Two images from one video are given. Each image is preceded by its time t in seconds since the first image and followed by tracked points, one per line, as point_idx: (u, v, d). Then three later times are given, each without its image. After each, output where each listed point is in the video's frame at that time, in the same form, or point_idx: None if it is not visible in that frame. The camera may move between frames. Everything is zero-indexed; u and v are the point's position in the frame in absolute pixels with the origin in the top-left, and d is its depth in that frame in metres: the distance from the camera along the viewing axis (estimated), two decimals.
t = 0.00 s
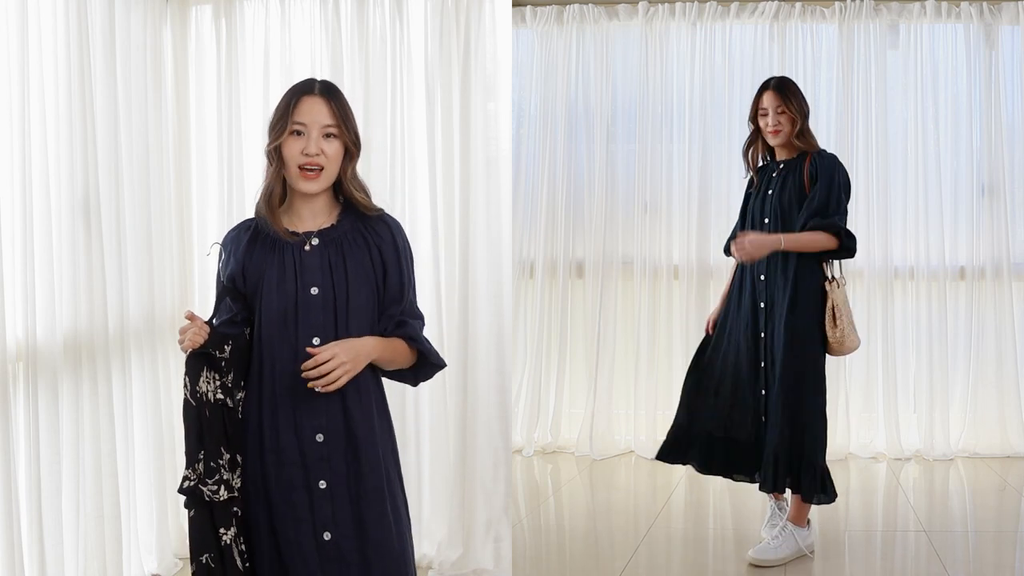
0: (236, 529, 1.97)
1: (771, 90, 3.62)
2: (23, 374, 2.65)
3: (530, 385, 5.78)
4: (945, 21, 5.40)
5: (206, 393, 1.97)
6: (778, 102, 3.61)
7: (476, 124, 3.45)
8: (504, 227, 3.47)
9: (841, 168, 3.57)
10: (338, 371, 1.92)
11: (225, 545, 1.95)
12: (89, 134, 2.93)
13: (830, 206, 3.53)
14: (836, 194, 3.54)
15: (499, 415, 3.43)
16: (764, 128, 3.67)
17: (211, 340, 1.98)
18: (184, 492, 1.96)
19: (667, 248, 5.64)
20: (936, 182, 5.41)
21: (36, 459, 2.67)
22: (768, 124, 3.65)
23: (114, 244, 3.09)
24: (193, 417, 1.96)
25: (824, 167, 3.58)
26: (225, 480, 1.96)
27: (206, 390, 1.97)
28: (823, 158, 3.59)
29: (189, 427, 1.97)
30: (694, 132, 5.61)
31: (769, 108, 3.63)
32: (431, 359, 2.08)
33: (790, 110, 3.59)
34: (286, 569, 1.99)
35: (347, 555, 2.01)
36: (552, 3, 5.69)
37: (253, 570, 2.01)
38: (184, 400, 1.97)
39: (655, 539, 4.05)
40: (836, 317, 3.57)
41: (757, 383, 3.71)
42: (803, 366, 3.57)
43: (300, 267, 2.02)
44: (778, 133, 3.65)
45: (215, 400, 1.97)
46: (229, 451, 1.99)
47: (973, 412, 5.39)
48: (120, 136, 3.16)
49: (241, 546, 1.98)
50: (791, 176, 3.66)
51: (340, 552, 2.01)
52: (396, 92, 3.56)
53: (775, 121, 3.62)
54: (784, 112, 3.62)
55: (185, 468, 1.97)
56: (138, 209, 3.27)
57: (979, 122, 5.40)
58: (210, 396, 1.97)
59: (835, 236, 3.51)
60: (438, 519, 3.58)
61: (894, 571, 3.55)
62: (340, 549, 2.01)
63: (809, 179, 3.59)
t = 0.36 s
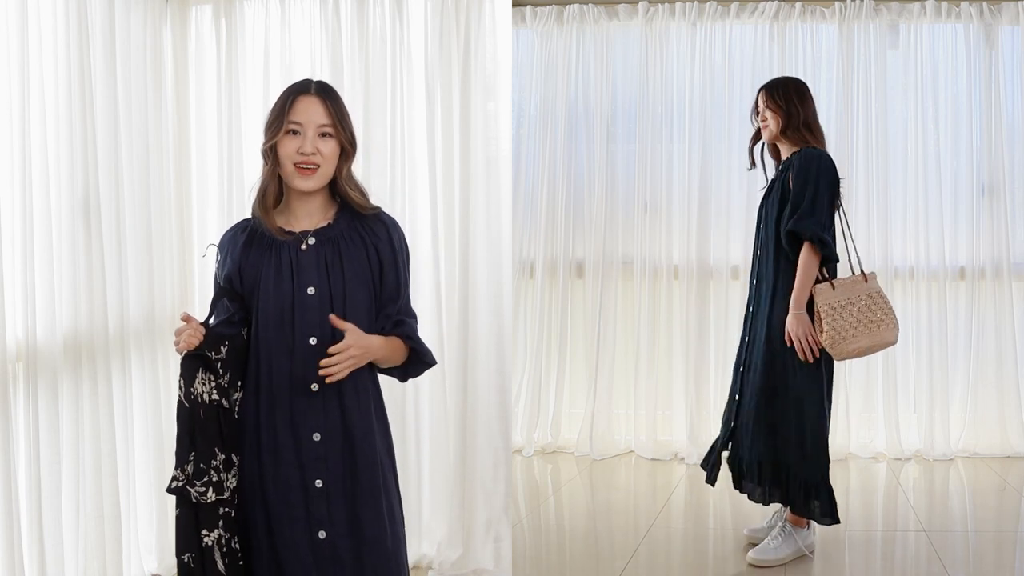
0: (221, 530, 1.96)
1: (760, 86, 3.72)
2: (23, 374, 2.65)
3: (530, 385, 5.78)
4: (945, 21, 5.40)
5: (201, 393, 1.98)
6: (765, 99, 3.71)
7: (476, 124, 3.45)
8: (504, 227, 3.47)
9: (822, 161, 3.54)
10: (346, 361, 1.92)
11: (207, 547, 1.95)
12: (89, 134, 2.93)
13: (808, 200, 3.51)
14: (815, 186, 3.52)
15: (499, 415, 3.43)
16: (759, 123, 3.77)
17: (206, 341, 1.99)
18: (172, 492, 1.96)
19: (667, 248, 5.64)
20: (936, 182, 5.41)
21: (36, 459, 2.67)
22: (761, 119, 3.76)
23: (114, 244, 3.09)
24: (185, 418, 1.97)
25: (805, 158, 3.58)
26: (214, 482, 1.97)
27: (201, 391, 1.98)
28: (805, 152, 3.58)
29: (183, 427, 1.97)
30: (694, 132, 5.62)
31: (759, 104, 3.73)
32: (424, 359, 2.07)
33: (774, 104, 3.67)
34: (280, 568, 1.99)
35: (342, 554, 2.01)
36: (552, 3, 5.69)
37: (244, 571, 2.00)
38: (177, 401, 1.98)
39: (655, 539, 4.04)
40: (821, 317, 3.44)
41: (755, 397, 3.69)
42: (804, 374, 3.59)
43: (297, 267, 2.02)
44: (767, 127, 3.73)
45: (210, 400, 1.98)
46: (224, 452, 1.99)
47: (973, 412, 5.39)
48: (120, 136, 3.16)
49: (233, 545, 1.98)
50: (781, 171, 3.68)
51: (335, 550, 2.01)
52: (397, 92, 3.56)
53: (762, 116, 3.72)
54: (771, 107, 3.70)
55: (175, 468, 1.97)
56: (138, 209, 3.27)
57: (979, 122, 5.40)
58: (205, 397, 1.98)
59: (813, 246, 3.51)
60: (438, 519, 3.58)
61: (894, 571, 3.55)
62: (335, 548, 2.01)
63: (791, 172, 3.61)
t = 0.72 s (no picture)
0: (205, 524, 1.95)
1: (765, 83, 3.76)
2: (23, 374, 2.65)
3: (530, 385, 5.79)
4: (945, 21, 5.40)
5: (203, 388, 1.97)
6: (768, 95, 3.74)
7: (476, 124, 3.45)
8: (504, 227, 3.47)
9: (804, 159, 3.56)
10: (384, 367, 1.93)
11: (188, 539, 1.94)
12: (89, 134, 2.93)
13: (791, 199, 3.54)
14: (797, 184, 3.55)
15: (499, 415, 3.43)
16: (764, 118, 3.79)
17: (211, 336, 1.99)
18: (164, 483, 1.96)
19: (667, 248, 5.64)
20: (936, 182, 5.41)
21: (36, 459, 2.67)
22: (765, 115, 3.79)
23: (114, 244, 3.09)
24: (187, 410, 1.97)
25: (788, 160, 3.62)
26: (208, 477, 1.96)
27: (204, 385, 1.98)
28: (790, 153, 3.61)
29: (183, 420, 1.98)
30: (694, 132, 5.62)
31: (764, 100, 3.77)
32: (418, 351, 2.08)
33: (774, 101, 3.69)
34: (276, 565, 1.99)
35: (338, 552, 2.01)
36: (552, 3, 5.69)
37: (232, 569, 2.00)
38: (182, 394, 1.98)
39: (655, 539, 4.05)
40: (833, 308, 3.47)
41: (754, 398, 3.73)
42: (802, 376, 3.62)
43: (296, 266, 2.02)
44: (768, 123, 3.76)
45: (213, 395, 1.98)
46: (220, 447, 1.98)
47: (973, 412, 5.39)
48: (119, 136, 3.16)
49: (221, 541, 1.98)
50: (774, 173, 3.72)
51: (331, 548, 2.01)
52: (396, 92, 3.56)
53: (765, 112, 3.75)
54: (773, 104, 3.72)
55: (171, 460, 1.97)
56: (139, 209, 3.27)
57: (979, 122, 5.40)
58: (208, 392, 1.97)
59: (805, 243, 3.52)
60: (438, 519, 3.58)
61: (894, 571, 3.55)
62: (331, 546, 2.01)
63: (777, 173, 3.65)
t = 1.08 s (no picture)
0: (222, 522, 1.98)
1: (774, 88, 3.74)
2: (23, 374, 2.65)
3: (530, 385, 5.78)
4: (945, 21, 5.39)
5: (202, 386, 1.98)
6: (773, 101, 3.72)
7: (476, 124, 3.45)
8: (504, 227, 3.48)
9: (809, 168, 3.58)
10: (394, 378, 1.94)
11: (210, 538, 1.97)
12: (89, 134, 2.93)
13: (790, 204, 3.57)
14: (798, 190, 3.57)
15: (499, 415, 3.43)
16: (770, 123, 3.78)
17: (209, 334, 1.99)
18: (174, 483, 1.96)
19: (667, 248, 5.64)
20: (936, 182, 5.41)
21: (36, 459, 2.67)
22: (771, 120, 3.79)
23: (114, 244, 3.09)
24: (188, 409, 1.97)
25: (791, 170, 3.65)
26: (215, 474, 1.98)
27: (202, 384, 1.98)
28: (795, 161, 3.63)
29: (184, 419, 1.98)
30: (694, 132, 5.62)
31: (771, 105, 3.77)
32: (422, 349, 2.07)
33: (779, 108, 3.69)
34: (276, 566, 1.99)
35: (338, 552, 2.01)
36: (552, 3, 5.69)
37: (233, 568, 2.00)
38: (181, 392, 1.99)
39: (655, 539, 4.05)
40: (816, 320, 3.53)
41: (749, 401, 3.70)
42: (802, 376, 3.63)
43: (296, 267, 2.02)
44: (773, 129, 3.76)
45: (211, 394, 1.98)
46: (221, 446, 2.00)
47: (973, 412, 5.39)
48: (119, 136, 3.16)
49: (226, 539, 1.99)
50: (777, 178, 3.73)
51: (331, 548, 2.01)
52: (397, 92, 3.56)
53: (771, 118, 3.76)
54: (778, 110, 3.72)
55: (178, 460, 1.97)
56: (138, 209, 3.27)
57: (979, 122, 5.39)
58: (206, 390, 1.98)
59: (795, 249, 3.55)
60: (438, 519, 3.58)
61: (894, 571, 3.55)
62: (332, 546, 2.01)
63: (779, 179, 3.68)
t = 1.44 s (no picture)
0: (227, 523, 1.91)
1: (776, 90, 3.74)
2: (23, 375, 2.65)
3: (530, 385, 5.78)
4: (945, 21, 5.39)
5: (197, 388, 1.92)
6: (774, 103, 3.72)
7: (476, 124, 3.45)
8: (504, 227, 3.48)
9: (805, 169, 3.59)
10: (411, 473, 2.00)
11: (216, 539, 1.90)
12: (89, 134, 2.93)
13: (790, 206, 3.58)
14: (797, 193, 3.58)
15: (499, 416, 3.43)
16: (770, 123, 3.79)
17: (204, 337, 1.93)
18: (175, 487, 1.90)
19: (667, 248, 5.64)
20: (936, 182, 5.41)
21: (36, 459, 2.67)
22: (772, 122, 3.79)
23: (114, 244, 3.09)
24: (184, 414, 1.92)
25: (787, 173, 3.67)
26: (215, 475, 1.91)
27: (197, 386, 1.93)
28: (793, 163, 3.64)
29: (180, 424, 1.92)
30: (694, 132, 5.62)
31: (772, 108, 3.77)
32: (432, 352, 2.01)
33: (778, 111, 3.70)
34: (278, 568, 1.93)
35: (338, 553, 1.94)
36: (552, 2, 5.68)
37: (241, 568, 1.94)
38: (176, 396, 1.93)
39: (655, 539, 4.05)
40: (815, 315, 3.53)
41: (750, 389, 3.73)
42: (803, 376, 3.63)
43: (295, 266, 1.95)
44: (774, 132, 3.77)
45: (207, 396, 1.92)
46: (220, 447, 1.93)
47: (973, 412, 5.39)
48: (119, 136, 3.16)
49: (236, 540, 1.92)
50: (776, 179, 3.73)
51: (331, 548, 1.94)
52: (397, 93, 3.57)
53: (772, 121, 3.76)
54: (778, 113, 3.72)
55: (177, 463, 1.92)
56: (139, 209, 3.27)
57: (979, 122, 5.40)
58: (201, 393, 1.92)
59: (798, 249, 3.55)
60: (438, 519, 3.58)
61: (894, 571, 3.55)
62: (333, 546, 1.94)
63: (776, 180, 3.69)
